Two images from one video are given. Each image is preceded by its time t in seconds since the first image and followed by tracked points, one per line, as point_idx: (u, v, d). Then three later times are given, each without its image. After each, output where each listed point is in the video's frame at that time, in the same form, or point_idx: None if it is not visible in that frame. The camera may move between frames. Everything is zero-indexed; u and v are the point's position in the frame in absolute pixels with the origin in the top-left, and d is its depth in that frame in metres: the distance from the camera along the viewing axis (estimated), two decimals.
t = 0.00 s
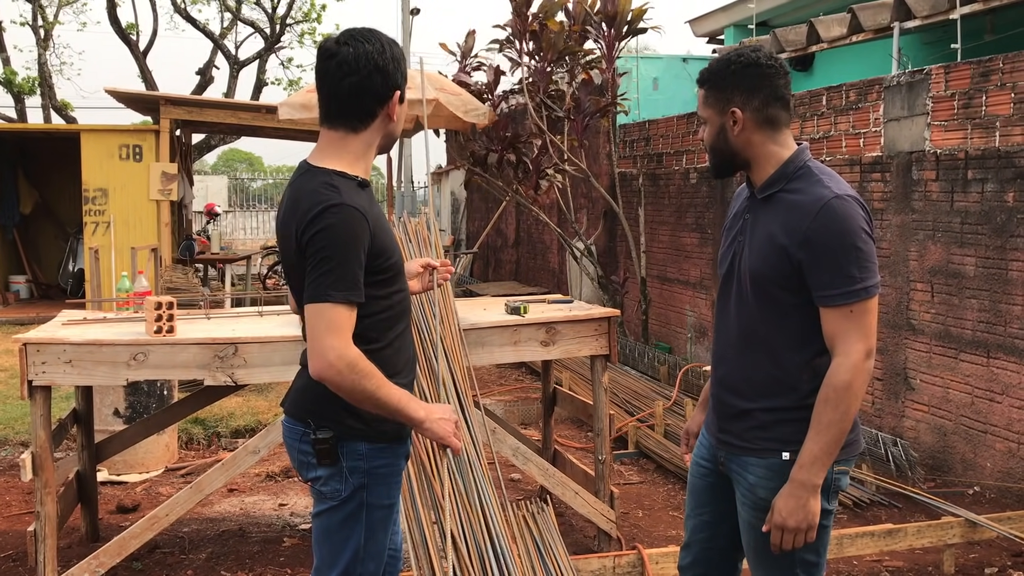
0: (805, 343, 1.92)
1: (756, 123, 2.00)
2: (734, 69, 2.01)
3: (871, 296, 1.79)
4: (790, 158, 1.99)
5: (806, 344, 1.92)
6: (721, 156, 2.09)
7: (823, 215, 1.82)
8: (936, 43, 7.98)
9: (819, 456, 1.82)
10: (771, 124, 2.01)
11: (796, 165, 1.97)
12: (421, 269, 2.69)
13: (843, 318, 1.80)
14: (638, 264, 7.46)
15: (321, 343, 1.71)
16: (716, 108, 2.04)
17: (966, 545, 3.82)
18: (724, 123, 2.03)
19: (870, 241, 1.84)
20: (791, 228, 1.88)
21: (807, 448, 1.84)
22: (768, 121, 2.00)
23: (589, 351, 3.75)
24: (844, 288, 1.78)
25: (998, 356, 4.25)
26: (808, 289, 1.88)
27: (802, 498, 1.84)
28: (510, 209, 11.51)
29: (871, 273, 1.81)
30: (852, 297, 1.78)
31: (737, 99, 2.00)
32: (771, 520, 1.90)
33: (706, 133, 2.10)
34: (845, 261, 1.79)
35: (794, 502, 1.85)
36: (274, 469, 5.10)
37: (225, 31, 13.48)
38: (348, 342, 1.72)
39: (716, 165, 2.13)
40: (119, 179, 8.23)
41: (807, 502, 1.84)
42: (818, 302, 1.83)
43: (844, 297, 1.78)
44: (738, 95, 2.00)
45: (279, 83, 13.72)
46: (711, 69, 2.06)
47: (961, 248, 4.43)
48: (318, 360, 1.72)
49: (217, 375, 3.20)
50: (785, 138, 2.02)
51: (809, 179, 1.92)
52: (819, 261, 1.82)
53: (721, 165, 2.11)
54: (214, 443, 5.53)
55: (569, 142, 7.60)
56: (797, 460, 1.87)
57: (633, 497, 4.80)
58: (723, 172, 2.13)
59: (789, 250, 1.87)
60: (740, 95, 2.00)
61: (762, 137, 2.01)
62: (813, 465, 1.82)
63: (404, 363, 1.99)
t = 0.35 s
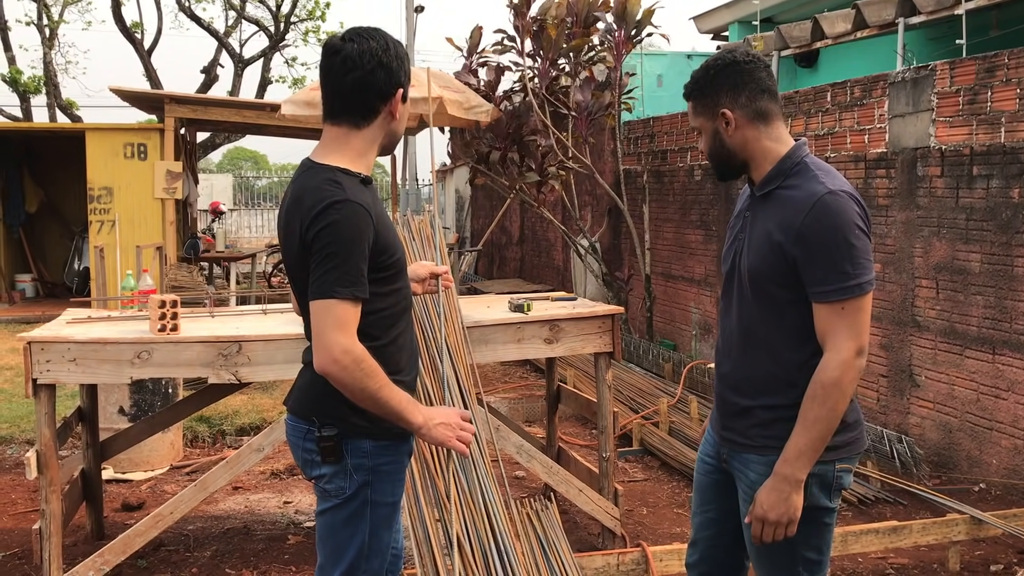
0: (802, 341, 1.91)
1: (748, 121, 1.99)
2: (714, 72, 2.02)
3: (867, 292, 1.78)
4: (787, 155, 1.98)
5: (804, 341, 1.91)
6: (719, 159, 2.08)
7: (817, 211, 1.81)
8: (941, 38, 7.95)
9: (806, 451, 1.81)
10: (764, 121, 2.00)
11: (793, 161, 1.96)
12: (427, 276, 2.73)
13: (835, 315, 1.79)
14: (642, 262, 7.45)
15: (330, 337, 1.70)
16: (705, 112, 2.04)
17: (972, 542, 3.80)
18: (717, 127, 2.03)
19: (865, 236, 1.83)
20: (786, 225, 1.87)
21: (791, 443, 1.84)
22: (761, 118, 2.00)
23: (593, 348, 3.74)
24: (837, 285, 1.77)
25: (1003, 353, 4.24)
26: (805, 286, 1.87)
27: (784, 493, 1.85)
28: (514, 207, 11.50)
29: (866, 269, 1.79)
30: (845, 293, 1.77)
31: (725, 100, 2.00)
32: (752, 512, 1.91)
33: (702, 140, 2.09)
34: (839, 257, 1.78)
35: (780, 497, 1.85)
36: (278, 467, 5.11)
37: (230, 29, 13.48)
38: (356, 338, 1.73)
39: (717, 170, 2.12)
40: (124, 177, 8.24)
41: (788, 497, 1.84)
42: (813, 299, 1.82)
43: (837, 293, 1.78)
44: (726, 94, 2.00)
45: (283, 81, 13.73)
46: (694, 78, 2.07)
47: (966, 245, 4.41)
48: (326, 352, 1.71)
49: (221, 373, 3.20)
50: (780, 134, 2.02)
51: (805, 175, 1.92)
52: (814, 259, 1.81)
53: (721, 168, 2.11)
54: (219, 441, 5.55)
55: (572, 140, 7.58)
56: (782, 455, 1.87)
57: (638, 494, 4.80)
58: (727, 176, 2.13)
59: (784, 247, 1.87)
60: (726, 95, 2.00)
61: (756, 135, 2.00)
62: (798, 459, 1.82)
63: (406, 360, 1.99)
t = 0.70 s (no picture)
0: (804, 338, 1.90)
1: (750, 118, 1.98)
2: (714, 71, 2.01)
3: (866, 287, 1.76)
4: (789, 150, 1.97)
5: (805, 338, 1.90)
6: (722, 157, 2.08)
7: (815, 206, 1.80)
8: (948, 34, 7.91)
9: (809, 450, 1.80)
10: (765, 118, 1.99)
11: (795, 157, 1.95)
12: (428, 276, 2.73)
13: (835, 312, 1.78)
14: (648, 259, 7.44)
15: (336, 344, 1.72)
16: (707, 112, 2.04)
17: (978, 539, 3.79)
18: (718, 126, 2.03)
19: (865, 231, 1.81)
20: (785, 220, 1.86)
21: (793, 440, 1.83)
22: (761, 115, 1.99)
23: (597, 346, 3.74)
24: (835, 280, 1.76)
25: (1010, 349, 4.22)
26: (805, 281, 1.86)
27: (787, 491, 1.84)
28: (519, 204, 11.49)
29: (866, 265, 1.78)
30: (844, 289, 1.76)
31: (725, 99, 1.99)
32: (757, 511, 1.91)
33: (705, 138, 2.09)
34: (837, 252, 1.77)
35: (782, 496, 1.85)
36: (284, 465, 5.12)
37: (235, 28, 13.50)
38: (363, 352, 1.73)
39: (720, 168, 2.12)
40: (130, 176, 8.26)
41: (793, 496, 1.84)
42: (811, 294, 1.81)
43: (835, 289, 1.76)
44: (727, 92, 1.99)
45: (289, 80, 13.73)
46: (694, 77, 2.07)
47: (972, 241, 4.39)
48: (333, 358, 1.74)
49: (226, 372, 3.21)
50: (782, 131, 2.01)
51: (805, 170, 1.91)
52: (813, 254, 1.79)
53: (724, 165, 2.10)
54: (224, 439, 5.56)
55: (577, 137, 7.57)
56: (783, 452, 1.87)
57: (643, 492, 4.80)
58: (729, 172, 2.13)
59: (782, 242, 1.86)
60: (727, 94, 1.99)
61: (757, 132, 1.99)
62: (800, 458, 1.82)
63: (408, 357, 1.99)
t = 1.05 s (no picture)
0: (804, 337, 1.90)
1: (759, 115, 1.97)
2: (730, 63, 1.99)
3: (868, 289, 1.76)
4: (796, 148, 1.96)
5: (806, 337, 1.89)
6: (727, 151, 2.07)
7: (820, 204, 1.80)
8: (951, 31, 7.88)
9: (810, 451, 1.80)
10: (774, 115, 1.98)
11: (802, 155, 1.94)
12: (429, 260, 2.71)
13: (838, 311, 1.77)
14: (650, 258, 7.43)
15: (304, 346, 1.72)
16: (717, 104, 2.02)
17: (981, 538, 3.78)
18: (727, 119, 2.01)
19: (871, 232, 1.80)
20: (790, 218, 1.85)
21: (794, 441, 1.82)
22: (771, 112, 1.97)
23: (599, 345, 3.73)
24: (839, 280, 1.75)
25: (1013, 347, 4.20)
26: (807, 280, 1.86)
27: (788, 492, 1.83)
28: (522, 203, 11.48)
29: (871, 266, 1.77)
30: (848, 289, 1.75)
31: (737, 94, 1.98)
32: (756, 512, 1.90)
33: (711, 131, 2.07)
34: (841, 252, 1.76)
35: (783, 497, 1.84)
36: (287, 464, 5.12)
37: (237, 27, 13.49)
38: (332, 351, 1.72)
39: (725, 162, 2.11)
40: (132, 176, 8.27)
41: (793, 497, 1.83)
42: (815, 294, 1.81)
43: (839, 288, 1.76)
44: (739, 87, 1.97)
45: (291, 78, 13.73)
46: (707, 66, 2.04)
47: (976, 239, 4.38)
48: (301, 360, 1.73)
49: (228, 371, 3.21)
50: (791, 128, 2.00)
51: (812, 169, 1.90)
52: (817, 253, 1.79)
53: (729, 160, 2.09)
54: (227, 438, 5.57)
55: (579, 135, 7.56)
56: (784, 452, 1.86)
57: (646, 490, 4.79)
58: (733, 167, 2.12)
59: (787, 240, 1.85)
60: (739, 89, 1.98)
61: (765, 129, 1.98)
62: (801, 458, 1.81)
63: (409, 356, 1.98)
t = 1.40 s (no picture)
0: (804, 337, 1.90)
1: (764, 112, 1.96)
2: (736, 59, 1.97)
3: (873, 291, 1.76)
4: (800, 148, 1.96)
5: (808, 336, 1.89)
6: (729, 149, 2.05)
7: (825, 204, 1.79)
8: (952, 30, 7.88)
9: (812, 451, 1.80)
10: (779, 114, 1.97)
11: (805, 154, 1.94)
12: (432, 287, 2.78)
13: (842, 312, 1.77)
14: (650, 256, 7.43)
15: (286, 331, 1.72)
16: (721, 101, 2.00)
17: (981, 537, 3.78)
18: (731, 116, 2.00)
19: (875, 233, 1.81)
20: (793, 217, 1.85)
21: (797, 441, 1.82)
22: (776, 111, 1.97)
23: (600, 343, 3.73)
24: (843, 280, 1.75)
25: (1013, 347, 4.20)
26: (809, 280, 1.85)
27: (790, 492, 1.83)
28: (522, 201, 11.48)
29: (874, 267, 1.77)
30: (852, 289, 1.75)
31: (742, 90, 1.96)
32: (759, 511, 1.90)
33: (713, 127, 2.05)
34: (845, 253, 1.76)
35: (785, 497, 1.84)
36: (286, 462, 5.12)
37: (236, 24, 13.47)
38: (313, 333, 1.72)
39: (726, 158, 2.10)
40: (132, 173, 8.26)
41: (795, 496, 1.83)
42: (819, 294, 1.80)
43: (844, 289, 1.76)
44: (745, 84, 1.96)
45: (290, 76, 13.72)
46: (712, 61, 2.02)
47: (976, 238, 4.37)
48: (280, 345, 1.73)
49: (227, 369, 3.20)
50: (794, 127, 1.99)
51: (816, 169, 1.90)
52: (821, 253, 1.78)
53: (730, 157, 2.08)
54: (226, 436, 5.56)
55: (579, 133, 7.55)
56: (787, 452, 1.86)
57: (646, 489, 4.79)
58: (733, 164, 2.10)
59: (790, 240, 1.85)
60: (745, 86, 1.96)
61: (768, 128, 1.98)
62: (804, 458, 1.81)
63: (411, 356, 1.98)
